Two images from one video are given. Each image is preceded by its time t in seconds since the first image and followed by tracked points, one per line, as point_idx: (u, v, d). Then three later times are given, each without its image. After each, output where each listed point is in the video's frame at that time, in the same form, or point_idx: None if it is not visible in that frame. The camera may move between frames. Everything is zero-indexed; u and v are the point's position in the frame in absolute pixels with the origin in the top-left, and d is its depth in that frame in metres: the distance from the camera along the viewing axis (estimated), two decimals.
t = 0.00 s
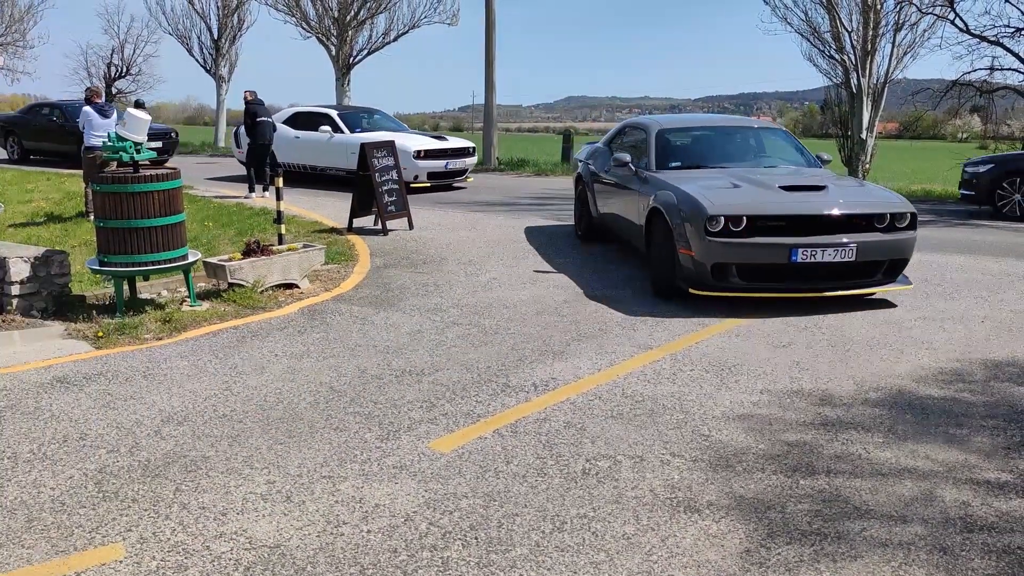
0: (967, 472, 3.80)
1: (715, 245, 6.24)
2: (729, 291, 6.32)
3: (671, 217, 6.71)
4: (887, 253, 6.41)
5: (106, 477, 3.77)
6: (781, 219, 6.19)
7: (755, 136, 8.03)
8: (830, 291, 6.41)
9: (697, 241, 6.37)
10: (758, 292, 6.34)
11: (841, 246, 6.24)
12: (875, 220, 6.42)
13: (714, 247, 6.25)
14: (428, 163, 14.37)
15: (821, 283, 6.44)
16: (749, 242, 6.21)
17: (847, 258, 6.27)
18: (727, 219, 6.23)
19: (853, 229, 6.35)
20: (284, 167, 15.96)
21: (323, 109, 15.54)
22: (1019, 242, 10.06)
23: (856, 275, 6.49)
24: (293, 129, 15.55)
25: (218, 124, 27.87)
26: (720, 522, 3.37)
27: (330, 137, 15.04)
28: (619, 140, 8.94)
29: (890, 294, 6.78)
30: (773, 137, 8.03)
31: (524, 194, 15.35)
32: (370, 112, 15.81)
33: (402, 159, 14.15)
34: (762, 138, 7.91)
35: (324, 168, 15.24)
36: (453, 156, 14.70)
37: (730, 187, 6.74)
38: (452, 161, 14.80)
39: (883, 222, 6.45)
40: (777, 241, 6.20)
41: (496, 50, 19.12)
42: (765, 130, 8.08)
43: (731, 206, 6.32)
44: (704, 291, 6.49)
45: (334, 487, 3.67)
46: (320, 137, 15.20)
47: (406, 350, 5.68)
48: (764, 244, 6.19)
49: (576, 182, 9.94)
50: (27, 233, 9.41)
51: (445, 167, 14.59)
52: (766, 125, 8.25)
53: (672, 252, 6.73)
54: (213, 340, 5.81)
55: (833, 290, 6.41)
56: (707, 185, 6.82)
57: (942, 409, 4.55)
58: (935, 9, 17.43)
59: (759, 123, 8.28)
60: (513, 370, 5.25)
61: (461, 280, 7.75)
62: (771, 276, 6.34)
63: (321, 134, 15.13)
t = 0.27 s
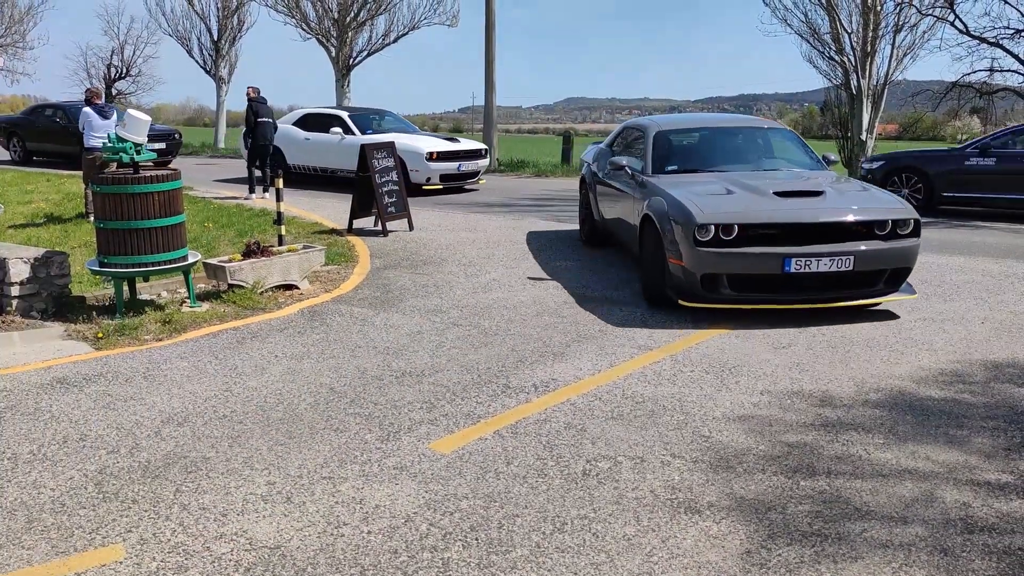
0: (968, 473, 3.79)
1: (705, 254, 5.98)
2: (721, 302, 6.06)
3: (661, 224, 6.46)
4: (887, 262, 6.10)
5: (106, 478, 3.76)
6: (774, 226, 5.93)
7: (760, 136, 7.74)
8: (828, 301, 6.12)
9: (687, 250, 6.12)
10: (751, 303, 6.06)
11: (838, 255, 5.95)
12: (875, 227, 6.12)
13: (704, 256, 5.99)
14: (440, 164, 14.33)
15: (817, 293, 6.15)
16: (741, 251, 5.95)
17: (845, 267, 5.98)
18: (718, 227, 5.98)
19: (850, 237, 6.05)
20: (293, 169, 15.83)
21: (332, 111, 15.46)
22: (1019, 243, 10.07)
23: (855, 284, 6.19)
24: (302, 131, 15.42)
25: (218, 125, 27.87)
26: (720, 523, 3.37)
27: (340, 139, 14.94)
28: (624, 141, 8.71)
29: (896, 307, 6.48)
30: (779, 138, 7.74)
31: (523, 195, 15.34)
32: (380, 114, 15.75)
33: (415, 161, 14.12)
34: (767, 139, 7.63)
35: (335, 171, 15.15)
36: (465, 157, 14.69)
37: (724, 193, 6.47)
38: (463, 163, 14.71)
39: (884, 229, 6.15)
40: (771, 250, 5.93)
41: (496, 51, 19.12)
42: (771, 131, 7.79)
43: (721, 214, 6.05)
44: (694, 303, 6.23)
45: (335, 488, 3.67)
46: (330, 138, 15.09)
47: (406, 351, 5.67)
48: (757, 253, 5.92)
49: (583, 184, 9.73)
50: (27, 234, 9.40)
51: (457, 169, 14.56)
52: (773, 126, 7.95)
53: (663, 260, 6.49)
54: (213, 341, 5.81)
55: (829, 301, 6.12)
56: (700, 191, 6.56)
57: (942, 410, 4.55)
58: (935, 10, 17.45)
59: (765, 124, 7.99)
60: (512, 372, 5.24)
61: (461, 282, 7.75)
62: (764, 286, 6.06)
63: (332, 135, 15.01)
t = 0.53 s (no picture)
0: (968, 475, 3.79)
1: (695, 261, 5.70)
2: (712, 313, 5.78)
3: (651, 230, 6.20)
4: (888, 272, 5.79)
5: (107, 480, 3.77)
6: (768, 233, 5.65)
7: (766, 138, 7.41)
8: (825, 313, 5.81)
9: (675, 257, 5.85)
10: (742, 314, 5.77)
11: (834, 264, 5.66)
12: (875, 235, 5.82)
13: (693, 263, 5.72)
14: (453, 166, 14.18)
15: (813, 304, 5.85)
16: (732, 258, 5.67)
17: (842, 277, 5.68)
18: (708, 233, 5.71)
19: (848, 245, 5.75)
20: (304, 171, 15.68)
21: (343, 112, 15.26)
22: (1018, 245, 10.07)
23: (854, 295, 5.89)
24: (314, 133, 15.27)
25: (217, 126, 27.87)
26: (721, 525, 3.37)
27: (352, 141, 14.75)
28: (625, 145, 8.46)
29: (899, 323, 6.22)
30: (786, 140, 7.40)
31: (523, 196, 15.35)
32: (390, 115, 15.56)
33: (428, 163, 13.97)
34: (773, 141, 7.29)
35: (347, 173, 14.98)
36: (477, 159, 14.55)
37: (718, 199, 6.19)
38: (476, 166, 14.57)
39: (884, 237, 5.85)
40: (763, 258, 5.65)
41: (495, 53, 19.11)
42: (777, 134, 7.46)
43: (712, 219, 5.78)
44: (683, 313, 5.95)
45: (335, 490, 3.67)
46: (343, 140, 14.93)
47: (406, 353, 5.67)
48: (749, 261, 5.64)
49: (587, 189, 9.49)
50: (27, 235, 9.40)
51: (471, 171, 14.42)
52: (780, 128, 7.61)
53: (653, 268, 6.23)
54: (213, 343, 5.81)
55: (826, 313, 5.82)
56: (693, 196, 6.29)
57: (942, 412, 4.55)
58: (934, 12, 17.47)
59: (773, 126, 7.65)
60: (512, 373, 5.24)
61: (461, 284, 7.74)
62: (756, 296, 5.78)
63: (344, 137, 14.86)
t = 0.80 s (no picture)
0: (967, 477, 3.79)
1: (681, 268, 5.48)
2: (700, 322, 5.56)
3: (640, 236, 5.99)
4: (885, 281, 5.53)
5: (107, 482, 3.77)
6: (757, 239, 5.42)
7: (768, 140, 7.19)
8: (819, 323, 5.56)
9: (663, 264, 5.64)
10: (731, 323, 5.54)
11: (827, 272, 5.41)
12: (871, 242, 5.57)
13: (680, 270, 5.49)
14: (468, 169, 14.04)
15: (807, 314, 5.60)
16: (720, 266, 5.44)
17: (835, 286, 5.43)
18: (696, 239, 5.49)
19: (842, 252, 5.51)
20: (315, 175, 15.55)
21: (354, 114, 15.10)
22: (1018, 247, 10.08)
23: (850, 305, 5.64)
24: (325, 136, 15.13)
25: (217, 128, 27.88)
26: (720, 527, 3.37)
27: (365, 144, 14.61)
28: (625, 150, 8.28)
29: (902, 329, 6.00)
30: (790, 142, 7.16)
31: (523, 199, 15.35)
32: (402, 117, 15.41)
33: (442, 166, 13.83)
34: (775, 143, 7.06)
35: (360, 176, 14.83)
36: (491, 163, 14.42)
37: (709, 204, 5.97)
38: (491, 169, 14.44)
39: (882, 244, 5.59)
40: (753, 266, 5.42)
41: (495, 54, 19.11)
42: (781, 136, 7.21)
43: (700, 225, 5.57)
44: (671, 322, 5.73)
45: (335, 493, 3.67)
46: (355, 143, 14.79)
47: (406, 355, 5.67)
48: (737, 268, 5.41)
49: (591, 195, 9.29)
50: (26, 238, 9.40)
51: (484, 175, 14.27)
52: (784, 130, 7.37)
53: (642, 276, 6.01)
54: (213, 346, 5.81)
55: (820, 323, 5.57)
56: (683, 201, 6.07)
57: (942, 414, 4.55)
58: (933, 14, 17.49)
59: (776, 127, 7.41)
60: (512, 376, 5.24)
61: (461, 286, 7.74)
62: (747, 305, 5.54)
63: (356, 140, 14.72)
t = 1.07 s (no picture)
0: (966, 479, 3.80)
1: (670, 275, 5.36)
2: (689, 331, 5.43)
3: (631, 242, 5.87)
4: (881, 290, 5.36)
5: (106, 486, 3.77)
6: (748, 245, 5.29)
7: (769, 145, 7.15)
8: (812, 334, 5.41)
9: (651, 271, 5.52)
10: (721, 332, 5.41)
11: (820, 281, 5.26)
12: (867, 249, 5.41)
13: (668, 277, 5.37)
14: (481, 173, 13.94)
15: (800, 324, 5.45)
16: (709, 273, 5.31)
17: (829, 295, 5.28)
18: (685, 245, 5.37)
19: (836, 260, 5.36)
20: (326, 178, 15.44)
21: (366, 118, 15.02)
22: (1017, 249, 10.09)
23: (845, 315, 5.48)
24: (336, 139, 15.03)
25: (217, 131, 27.88)
26: (720, 530, 3.37)
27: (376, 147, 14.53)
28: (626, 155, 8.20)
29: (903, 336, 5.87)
30: (790, 147, 7.12)
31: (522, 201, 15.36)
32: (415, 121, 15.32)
33: (455, 169, 13.74)
34: (776, 148, 7.02)
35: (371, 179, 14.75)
36: (504, 166, 14.32)
37: (702, 210, 5.84)
38: (504, 173, 14.36)
39: (878, 252, 5.42)
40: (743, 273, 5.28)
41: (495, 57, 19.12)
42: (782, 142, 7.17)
43: (690, 231, 5.44)
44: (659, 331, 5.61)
45: (335, 496, 3.67)
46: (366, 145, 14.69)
47: (405, 358, 5.67)
48: (726, 276, 5.28)
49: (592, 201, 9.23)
50: (26, 241, 9.39)
51: (497, 179, 14.17)
52: (785, 136, 7.31)
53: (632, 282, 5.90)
54: (212, 348, 5.81)
55: (813, 332, 5.41)
56: (676, 207, 5.95)
57: (941, 416, 4.56)
58: (932, 16, 17.51)
59: (776, 132, 7.36)
60: (511, 378, 5.25)
61: (460, 289, 7.75)
62: (738, 314, 5.41)
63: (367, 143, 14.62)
